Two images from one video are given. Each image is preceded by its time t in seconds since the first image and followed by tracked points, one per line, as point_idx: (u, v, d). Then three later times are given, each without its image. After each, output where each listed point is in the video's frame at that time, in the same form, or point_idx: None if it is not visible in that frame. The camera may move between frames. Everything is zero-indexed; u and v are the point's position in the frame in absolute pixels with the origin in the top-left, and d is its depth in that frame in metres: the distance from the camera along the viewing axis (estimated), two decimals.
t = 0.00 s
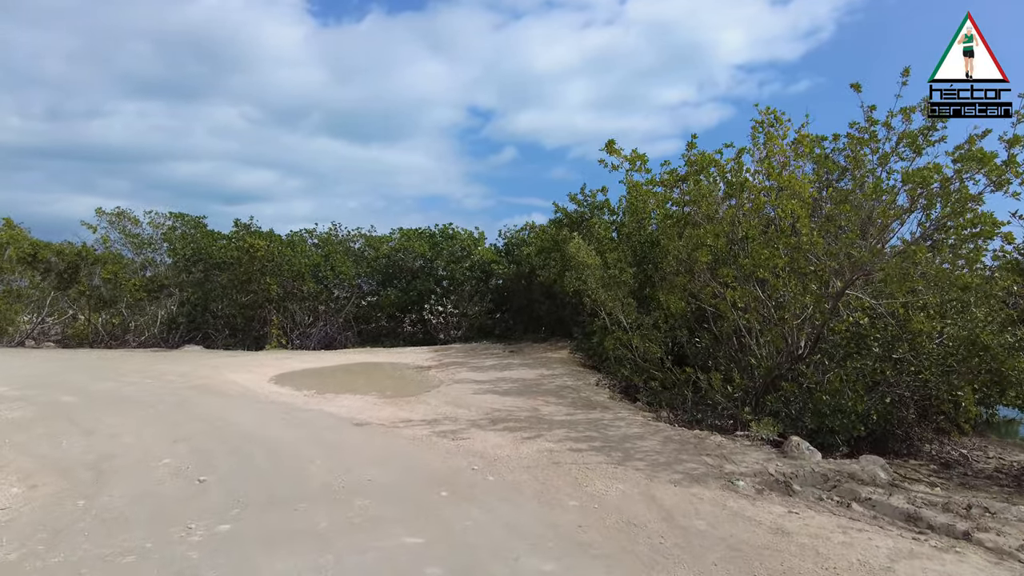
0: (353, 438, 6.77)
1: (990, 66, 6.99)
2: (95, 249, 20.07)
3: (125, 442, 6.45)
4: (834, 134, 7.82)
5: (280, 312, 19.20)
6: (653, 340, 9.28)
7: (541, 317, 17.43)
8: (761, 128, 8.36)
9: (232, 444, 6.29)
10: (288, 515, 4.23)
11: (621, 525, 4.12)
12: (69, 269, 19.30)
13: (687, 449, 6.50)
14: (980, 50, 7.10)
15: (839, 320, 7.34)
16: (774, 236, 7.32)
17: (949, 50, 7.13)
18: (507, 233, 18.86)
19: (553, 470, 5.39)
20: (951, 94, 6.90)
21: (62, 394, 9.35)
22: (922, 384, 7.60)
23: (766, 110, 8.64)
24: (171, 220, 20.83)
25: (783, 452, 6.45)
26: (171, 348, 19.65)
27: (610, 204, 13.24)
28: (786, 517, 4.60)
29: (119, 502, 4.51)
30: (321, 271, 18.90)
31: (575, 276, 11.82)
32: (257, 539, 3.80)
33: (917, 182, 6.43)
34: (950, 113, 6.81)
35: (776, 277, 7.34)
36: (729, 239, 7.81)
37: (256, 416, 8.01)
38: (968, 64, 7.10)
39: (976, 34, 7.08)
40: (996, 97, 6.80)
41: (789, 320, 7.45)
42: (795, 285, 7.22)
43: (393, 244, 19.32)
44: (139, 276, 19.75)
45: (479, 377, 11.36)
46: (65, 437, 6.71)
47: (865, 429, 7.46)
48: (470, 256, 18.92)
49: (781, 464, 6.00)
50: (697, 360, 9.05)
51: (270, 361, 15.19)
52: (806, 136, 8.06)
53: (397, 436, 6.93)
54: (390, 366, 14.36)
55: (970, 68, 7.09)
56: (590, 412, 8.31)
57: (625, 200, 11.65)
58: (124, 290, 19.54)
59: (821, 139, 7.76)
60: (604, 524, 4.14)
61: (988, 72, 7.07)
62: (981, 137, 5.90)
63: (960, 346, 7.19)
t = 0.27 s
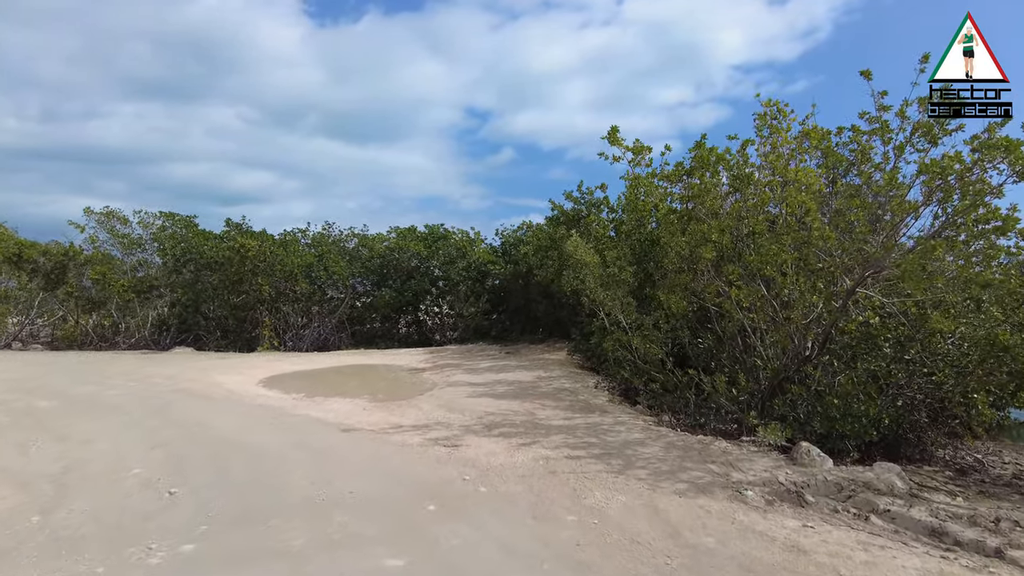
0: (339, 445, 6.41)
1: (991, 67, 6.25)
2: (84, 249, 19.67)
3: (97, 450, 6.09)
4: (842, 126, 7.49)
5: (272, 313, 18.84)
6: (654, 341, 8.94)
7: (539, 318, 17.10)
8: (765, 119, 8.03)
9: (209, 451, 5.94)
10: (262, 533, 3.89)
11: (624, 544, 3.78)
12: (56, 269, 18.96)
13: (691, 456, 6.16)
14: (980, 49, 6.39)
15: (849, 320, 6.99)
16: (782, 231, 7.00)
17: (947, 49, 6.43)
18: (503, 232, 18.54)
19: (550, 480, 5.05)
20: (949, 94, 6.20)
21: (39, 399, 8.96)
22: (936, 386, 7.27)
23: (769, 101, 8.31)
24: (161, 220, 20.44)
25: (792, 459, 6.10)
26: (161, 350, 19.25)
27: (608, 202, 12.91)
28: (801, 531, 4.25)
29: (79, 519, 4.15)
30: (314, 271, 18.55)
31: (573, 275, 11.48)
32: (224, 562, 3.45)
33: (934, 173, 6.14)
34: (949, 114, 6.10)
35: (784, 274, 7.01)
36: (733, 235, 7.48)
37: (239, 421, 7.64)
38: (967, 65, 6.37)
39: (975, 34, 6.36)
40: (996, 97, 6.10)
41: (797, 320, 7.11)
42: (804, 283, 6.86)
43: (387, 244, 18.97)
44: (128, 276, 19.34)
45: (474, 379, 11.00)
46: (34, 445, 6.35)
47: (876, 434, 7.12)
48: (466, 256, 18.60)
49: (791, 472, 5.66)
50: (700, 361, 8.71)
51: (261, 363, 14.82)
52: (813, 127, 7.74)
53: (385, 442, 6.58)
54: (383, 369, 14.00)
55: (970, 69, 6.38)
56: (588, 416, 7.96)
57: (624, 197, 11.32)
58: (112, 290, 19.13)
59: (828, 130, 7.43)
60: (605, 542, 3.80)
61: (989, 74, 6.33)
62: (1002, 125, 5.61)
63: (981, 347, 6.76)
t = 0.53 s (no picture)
0: (316, 451, 6.09)
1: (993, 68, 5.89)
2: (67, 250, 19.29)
3: (58, 457, 5.75)
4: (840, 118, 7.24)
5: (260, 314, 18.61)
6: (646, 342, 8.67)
7: (531, 319, 16.81)
8: (760, 111, 7.75)
9: (176, 458, 5.60)
10: (219, 550, 3.57)
11: (612, 560, 3.49)
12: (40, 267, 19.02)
13: (685, 462, 5.87)
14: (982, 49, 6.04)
15: (850, 321, 6.68)
16: (780, 227, 6.72)
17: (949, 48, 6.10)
18: (495, 232, 18.26)
19: (535, 489, 4.75)
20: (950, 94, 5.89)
21: (8, 403, 8.60)
22: (939, 387, 7.00)
23: (764, 93, 8.04)
24: (146, 220, 20.08)
25: (790, 465, 5.81)
26: (145, 353, 18.85)
27: (601, 200, 12.65)
28: (803, 544, 3.96)
29: (24, 534, 3.83)
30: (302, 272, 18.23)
31: (564, 275, 11.19)
32: None
33: (940, 165, 5.87)
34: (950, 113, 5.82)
35: (781, 273, 6.71)
36: (729, 232, 7.20)
37: (214, 426, 7.31)
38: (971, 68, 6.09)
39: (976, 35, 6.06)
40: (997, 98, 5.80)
41: (795, 321, 6.81)
42: (803, 280, 6.57)
43: (376, 243, 18.65)
44: (111, 277, 18.94)
45: (462, 382, 10.69)
46: None
47: (878, 439, 6.85)
48: (457, 256, 18.31)
49: (789, 479, 5.38)
50: (694, 363, 8.43)
51: (247, 365, 14.47)
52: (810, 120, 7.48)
53: (364, 448, 6.26)
54: (371, 371, 13.67)
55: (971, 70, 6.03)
56: (579, 420, 7.66)
57: (617, 195, 11.05)
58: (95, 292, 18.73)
59: (827, 123, 7.17)
60: (591, 558, 3.50)
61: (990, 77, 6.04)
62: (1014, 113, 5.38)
63: (988, 349, 6.39)
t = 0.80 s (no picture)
0: (276, 458, 5.78)
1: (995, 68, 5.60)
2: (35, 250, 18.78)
3: None
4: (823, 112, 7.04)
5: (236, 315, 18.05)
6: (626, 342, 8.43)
7: (513, 320, 16.52)
8: (742, 105, 7.54)
9: (125, 467, 5.27)
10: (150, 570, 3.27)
11: None
12: (6, 267, 18.52)
13: (664, 467, 5.61)
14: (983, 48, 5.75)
15: (833, 320, 6.47)
16: (762, 222, 6.51)
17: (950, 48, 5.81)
18: (476, 231, 17.94)
19: (503, 499, 4.47)
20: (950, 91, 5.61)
21: None
22: (925, 388, 6.82)
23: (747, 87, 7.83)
24: (118, 219, 19.60)
25: (772, 469, 5.58)
26: (116, 355, 18.37)
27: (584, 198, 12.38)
28: (785, 557, 3.72)
29: None
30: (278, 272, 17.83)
31: (544, 274, 10.92)
32: None
33: (926, 158, 5.67)
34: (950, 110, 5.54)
35: (762, 271, 6.49)
36: (709, 228, 6.98)
37: (173, 431, 6.97)
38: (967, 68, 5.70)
39: (975, 34, 5.69)
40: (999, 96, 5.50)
41: (777, 320, 6.60)
42: (786, 278, 6.35)
43: (354, 243, 18.28)
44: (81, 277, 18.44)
45: (439, 383, 10.38)
46: None
47: (862, 442, 6.65)
48: (437, 256, 17.97)
49: (771, 485, 5.14)
50: (676, 363, 8.20)
51: (219, 367, 14.07)
52: (792, 113, 7.28)
53: (328, 454, 5.94)
54: (348, 373, 13.33)
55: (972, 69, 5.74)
56: (556, 423, 7.39)
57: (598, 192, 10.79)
58: (65, 293, 18.23)
59: (810, 116, 6.96)
60: None
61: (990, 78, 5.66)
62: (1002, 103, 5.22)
63: (972, 346, 6.27)
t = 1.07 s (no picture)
0: (219, 467, 5.45)
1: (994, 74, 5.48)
2: None
3: None
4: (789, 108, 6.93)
5: (195, 316, 17.50)
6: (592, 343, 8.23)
7: (481, 320, 16.25)
8: (709, 100, 7.39)
9: (51, 479, 4.90)
10: None
11: None
12: None
13: (627, 472, 5.41)
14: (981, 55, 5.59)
15: (800, 319, 6.36)
16: (727, 219, 6.37)
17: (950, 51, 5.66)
18: (444, 231, 17.63)
19: (455, 510, 4.22)
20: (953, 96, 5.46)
21: None
22: (891, 388, 6.74)
23: (714, 82, 7.69)
24: (71, 217, 18.89)
25: (737, 473, 5.42)
26: (69, 358, 17.69)
27: (551, 196, 12.18)
28: (747, 568, 3.53)
29: None
30: (239, 272, 17.34)
31: (511, 273, 10.69)
32: None
33: (893, 153, 5.56)
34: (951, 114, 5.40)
35: (727, 269, 6.35)
36: (674, 226, 6.82)
37: (112, 439, 6.58)
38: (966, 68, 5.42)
39: (976, 34, 5.44)
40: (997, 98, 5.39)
41: (743, 319, 6.46)
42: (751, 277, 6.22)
43: (319, 242, 17.85)
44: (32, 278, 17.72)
45: (402, 386, 10.08)
46: None
47: (829, 443, 6.53)
48: (404, 256, 17.63)
49: (736, 490, 4.97)
50: (643, 364, 8.03)
51: (175, 371, 13.56)
52: (759, 109, 7.16)
53: (275, 463, 5.63)
54: (310, 375, 12.94)
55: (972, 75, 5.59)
56: (519, 427, 7.16)
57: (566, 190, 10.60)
58: (14, 294, 17.50)
59: (776, 112, 6.85)
60: None
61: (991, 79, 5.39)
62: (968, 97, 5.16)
63: (938, 347, 6.33)
